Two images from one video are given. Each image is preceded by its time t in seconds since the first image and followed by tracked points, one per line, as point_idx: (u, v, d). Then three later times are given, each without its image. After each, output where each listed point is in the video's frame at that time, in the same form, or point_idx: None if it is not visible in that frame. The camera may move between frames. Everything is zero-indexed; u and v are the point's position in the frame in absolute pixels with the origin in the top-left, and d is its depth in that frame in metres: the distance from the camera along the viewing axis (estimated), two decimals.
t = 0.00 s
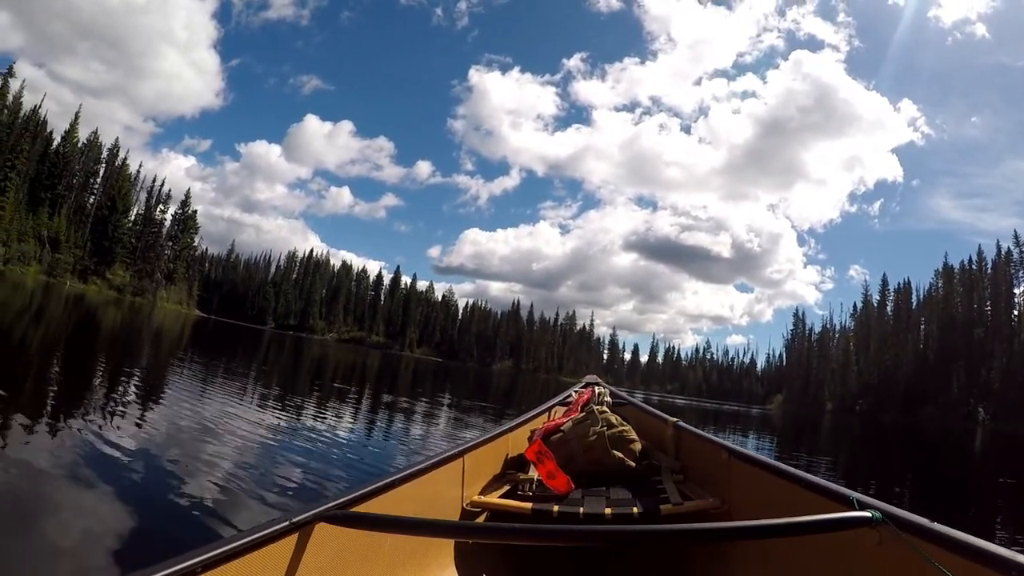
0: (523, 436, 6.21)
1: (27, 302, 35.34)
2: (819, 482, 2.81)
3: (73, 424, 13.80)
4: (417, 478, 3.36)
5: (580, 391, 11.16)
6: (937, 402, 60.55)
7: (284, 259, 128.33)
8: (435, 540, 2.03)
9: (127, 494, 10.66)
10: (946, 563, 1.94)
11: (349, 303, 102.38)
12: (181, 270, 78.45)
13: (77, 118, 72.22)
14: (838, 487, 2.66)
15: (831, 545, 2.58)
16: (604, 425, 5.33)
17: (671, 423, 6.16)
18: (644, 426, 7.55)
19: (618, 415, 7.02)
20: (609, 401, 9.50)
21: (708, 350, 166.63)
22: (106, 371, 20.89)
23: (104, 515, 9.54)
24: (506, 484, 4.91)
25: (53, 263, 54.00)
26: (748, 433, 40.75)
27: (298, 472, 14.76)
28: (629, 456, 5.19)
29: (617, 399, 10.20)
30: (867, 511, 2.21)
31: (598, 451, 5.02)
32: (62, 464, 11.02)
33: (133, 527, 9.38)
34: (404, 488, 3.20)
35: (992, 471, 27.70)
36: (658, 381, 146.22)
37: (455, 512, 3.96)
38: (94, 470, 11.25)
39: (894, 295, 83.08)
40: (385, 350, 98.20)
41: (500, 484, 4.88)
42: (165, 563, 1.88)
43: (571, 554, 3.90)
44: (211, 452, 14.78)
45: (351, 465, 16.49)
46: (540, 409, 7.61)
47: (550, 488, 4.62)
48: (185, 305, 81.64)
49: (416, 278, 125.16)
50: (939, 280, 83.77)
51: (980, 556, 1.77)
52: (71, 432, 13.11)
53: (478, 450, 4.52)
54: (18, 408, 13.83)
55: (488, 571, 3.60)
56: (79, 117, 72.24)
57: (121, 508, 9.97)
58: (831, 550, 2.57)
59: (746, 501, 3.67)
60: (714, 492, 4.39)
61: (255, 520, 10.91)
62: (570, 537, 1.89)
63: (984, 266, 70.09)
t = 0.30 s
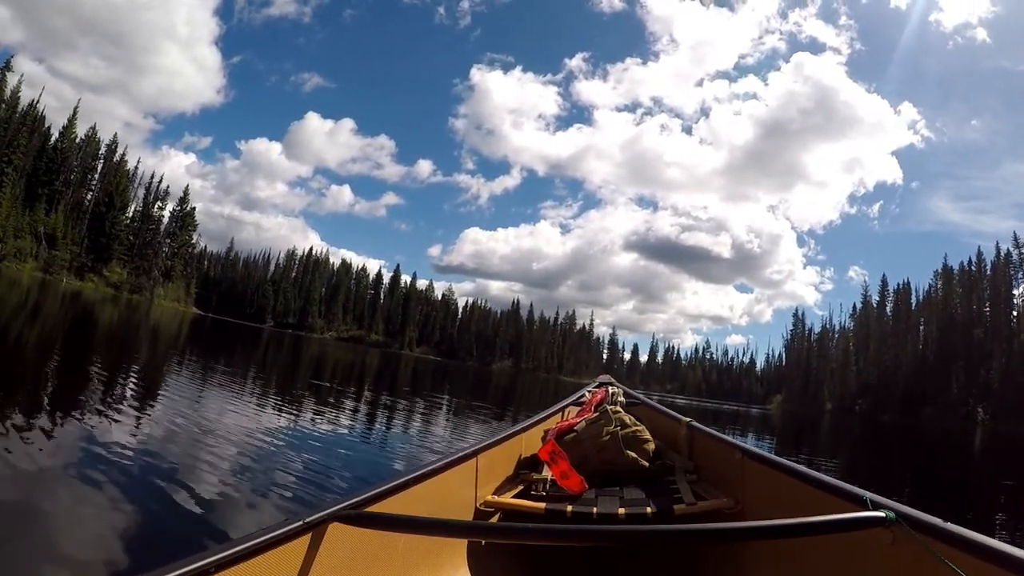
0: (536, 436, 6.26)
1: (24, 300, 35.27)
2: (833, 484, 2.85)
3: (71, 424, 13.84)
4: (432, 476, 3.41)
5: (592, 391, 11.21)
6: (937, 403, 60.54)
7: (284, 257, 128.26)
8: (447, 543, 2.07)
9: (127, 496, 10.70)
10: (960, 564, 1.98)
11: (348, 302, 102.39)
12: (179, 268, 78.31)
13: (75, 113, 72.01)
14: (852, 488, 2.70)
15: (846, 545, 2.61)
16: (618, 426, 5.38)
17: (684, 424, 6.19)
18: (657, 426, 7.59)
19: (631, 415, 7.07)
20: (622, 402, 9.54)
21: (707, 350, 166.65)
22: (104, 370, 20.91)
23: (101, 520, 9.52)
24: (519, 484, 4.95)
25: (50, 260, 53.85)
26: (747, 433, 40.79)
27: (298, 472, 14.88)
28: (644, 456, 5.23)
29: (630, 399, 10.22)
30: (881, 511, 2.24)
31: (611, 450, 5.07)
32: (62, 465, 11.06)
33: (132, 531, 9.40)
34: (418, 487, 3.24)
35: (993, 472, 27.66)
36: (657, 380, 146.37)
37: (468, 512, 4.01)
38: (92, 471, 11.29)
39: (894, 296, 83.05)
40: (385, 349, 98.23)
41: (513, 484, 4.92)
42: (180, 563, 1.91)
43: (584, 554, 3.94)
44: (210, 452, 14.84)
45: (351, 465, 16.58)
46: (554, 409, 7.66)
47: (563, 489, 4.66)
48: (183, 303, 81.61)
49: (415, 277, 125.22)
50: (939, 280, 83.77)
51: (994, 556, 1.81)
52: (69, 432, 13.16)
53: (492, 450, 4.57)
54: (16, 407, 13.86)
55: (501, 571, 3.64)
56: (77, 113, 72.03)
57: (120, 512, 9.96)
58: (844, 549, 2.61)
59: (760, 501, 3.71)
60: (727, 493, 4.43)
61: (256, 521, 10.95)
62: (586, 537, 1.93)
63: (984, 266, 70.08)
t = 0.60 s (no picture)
0: (540, 436, 6.25)
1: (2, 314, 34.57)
2: (836, 483, 2.84)
3: (55, 440, 13.53)
4: (434, 477, 3.37)
5: (595, 392, 11.21)
6: (923, 391, 61.35)
7: (267, 264, 127.10)
8: (453, 541, 2.03)
9: (115, 510, 10.50)
10: (962, 563, 1.97)
11: (332, 307, 101.65)
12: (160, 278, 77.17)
13: (51, 123, 70.74)
14: (854, 486, 2.69)
15: (849, 545, 2.60)
16: (621, 426, 5.38)
17: (688, 423, 6.19)
18: (661, 426, 7.58)
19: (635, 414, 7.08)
20: (626, 401, 9.55)
21: (693, 345, 167.62)
22: (87, 384, 20.51)
23: (89, 537, 9.33)
24: (523, 485, 4.93)
25: (28, 274, 52.80)
26: (736, 427, 41.07)
27: (288, 481, 14.75)
28: (647, 456, 5.22)
29: (634, 399, 10.22)
30: (885, 511, 2.23)
31: (615, 451, 5.06)
32: (47, 482, 10.83)
33: (121, 546, 9.21)
34: (422, 489, 3.21)
35: (980, 458, 27.95)
36: (645, 377, 147.18)
37: (471, 513, 3.98)
38: (79, 488, 11.07)
39: (878, 286, 84.05)
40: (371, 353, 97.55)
41: (517, 485, 4.90)
42: (182, 563, 1.87)
43: (589, 554, 3.92)
44: (199, 464, 14.62)
45: (343, 473, 16.45)
46: (557, 409, 7.64)
47: (567, 489, 4.64)
48: (164, 314, 80.66)
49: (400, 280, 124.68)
50: (921, 270, 84.87)
51: (994, 556, 1.81)
52: (53, 449, 12.87)
53: (495, 451, 4.54)
54: None
55: (504, 572, 3.62)
56: (54, 123, 70.76)
57: (109, 527, 9.78)
58: (847, 548, 2.61)
59: (763, 500, 3.70)
60: (731, 493, 4.43)
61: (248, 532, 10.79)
62: (589, 537, 1.91)
63: (966, 254, 71.12)
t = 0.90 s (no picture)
0: (537, 436, 6.24)
1: None
2: (832, 483, 2.85)
3: (32, 449, 13.25)
4: (432, 478, 3.34)
5: (591, 392, 11.21)
6: (904, 382, 62.33)
7: (247, 266, 125.52)
8: (451, 540, 1.99)
9: (97, 519, 10.30)
10: (959, 562, 1.97)
11: (313, 309, 100.72)
12: (138, 283, 75.86)
13: (24, 126, 68.93)
14: (850, 486, 2.70)
15: (846, 544, 2.60)
16: (618, 426, 5.38)
17: (684, 423, 6.21)
18: (658, 426, 7.59)
19: (632, 415, 7.07)
20: (622, 402, 9.57)
21: (675, 340, 168.76)
22: (63, 391, 20.10)
23: (72, 547, 9.15)
24: (520, 485, 4.90)
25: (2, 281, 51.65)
26: (720, 422, 41.42)
27: (273, 485, 14.61)
28: (645, 457, 5.22)
29: (630, 399, 10.24)
30: (881, 511, 2.24)
31: (612, 451, 5.05)
32: (26, 493, 10.58)
33: (104, 556, 9.04)
34: (418, 488, 3.16)
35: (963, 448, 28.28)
36: (627, 372, 148.12)
37: (469, 513, 3.95)
38: (60, 497, 10.86)
39: (858, 279, 85.19)
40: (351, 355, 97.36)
41: (514, 485, 4.88)
42: (177, 565, 1.83)
43: (587, 554, 3.87)
44: (183, 470, 14.45)
45: (328, 475, 16.32)
46: (554, 409, 7.64)
47: (564, 488, 4.62)
48: (142, 319, 79.52)
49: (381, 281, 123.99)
50: (900, 262, 86.20)
51: (990, 556, 1.81)
52: (31, 457, 12.58)
53: (493, 450, 4.53)
54: None
55: (502, 572, 3.59)
56: (26, 126, 68.95)
57: (92, 537, 9.58)
58: (844, 545, 2.62)
59: (760, 500, 3.71)
60: (727, 493, 4.42)
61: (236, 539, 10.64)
62: (587, 537, 1.89)
63: (944, 246, 72.26)
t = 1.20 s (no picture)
0: (534, 437, 6.23)
1: None
2: (831, 484, 2.85)
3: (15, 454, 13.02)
4: (430, 478, 3.31)
5: (589, 392, 11.22)
6: (887, 378, 63.12)
7: (229, 268, 124.26)
8: (448, 540, 1.98)
9: (83, 526, 10.14)
10: (959, 564, 1.98)
11: (296, 311, 99.83)
12: (119, 285, 74.68)
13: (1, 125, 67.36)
14: (849, 486, 2.71)
15: (844, 543, 2.62)
16: (616, 426, 5.38)
17: (681, 423, 6.23)
18: (655, 427, 7.61)
19: (629, 415, 7.08)
20: (619, 402, 9.60)
21: (659, 338, 169.68)
22: (45, 395, 19.76)
23: (55, 553, 9.00)
24: (517, 484, 4.89)
25: None
26: (705, 420, 41.66)
27: (260, 488, 14.52)
28: (642, 457, 5.23)
29: (627, 399, 10.27)
30: (879, 512, 2.25)
31: (610, 450, 5.05)
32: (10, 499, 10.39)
33: (90, 563, 8.88)
34: (416, 489, 3.13)
35: (946, 444, 28.65)
36: (611, 371, 148.87)
37: (466, 514, 3.92)
38: (45, 501, 10.72)
39: (842, 276, 86.11)
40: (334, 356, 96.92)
41: (512, 485, 4.87)
42: (174, 566, 1.80)
43: (584, 554, 3.87)
44: (169, 473, 14.35)
45: (314, 478, 16.28)
46: (551, 410, 7.64)
47: (562, 488, 4.62)
48: (123, 322, 78.46)
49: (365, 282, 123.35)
50: (883, 259, 87.35)
51: (989, 556, 1.82)
52: (16, 464, 12.34)
53: (491, 451, 4.51)
54: None
55: (498, 572, 3.57)
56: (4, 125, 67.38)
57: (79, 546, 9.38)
58: (840, 544, 2.64)
59: (758, 499, 3.73)
60: (725, 493, 4.44)
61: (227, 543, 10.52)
62: (585, 538, 1.88)
63: (927, 243, 73.20)
